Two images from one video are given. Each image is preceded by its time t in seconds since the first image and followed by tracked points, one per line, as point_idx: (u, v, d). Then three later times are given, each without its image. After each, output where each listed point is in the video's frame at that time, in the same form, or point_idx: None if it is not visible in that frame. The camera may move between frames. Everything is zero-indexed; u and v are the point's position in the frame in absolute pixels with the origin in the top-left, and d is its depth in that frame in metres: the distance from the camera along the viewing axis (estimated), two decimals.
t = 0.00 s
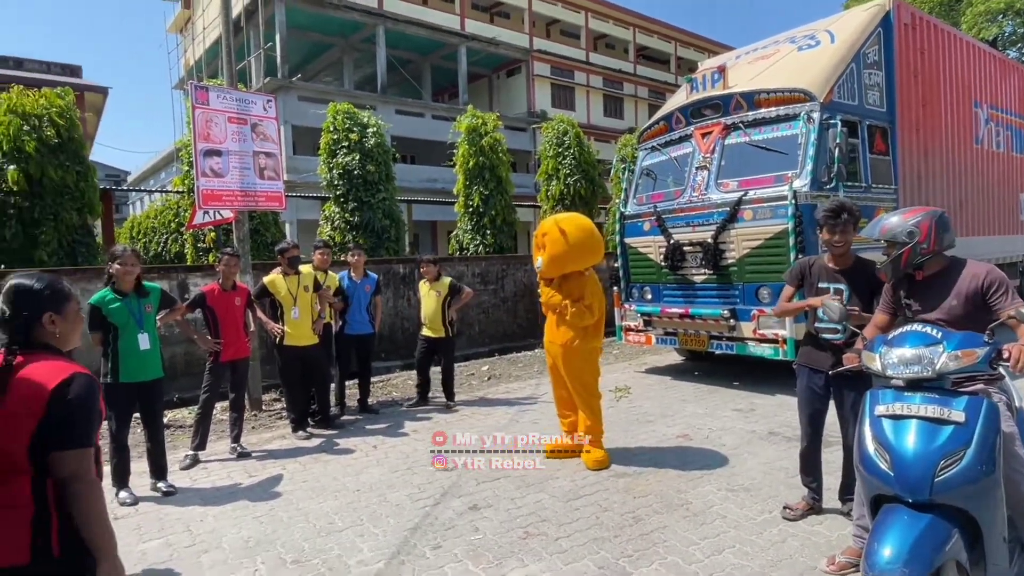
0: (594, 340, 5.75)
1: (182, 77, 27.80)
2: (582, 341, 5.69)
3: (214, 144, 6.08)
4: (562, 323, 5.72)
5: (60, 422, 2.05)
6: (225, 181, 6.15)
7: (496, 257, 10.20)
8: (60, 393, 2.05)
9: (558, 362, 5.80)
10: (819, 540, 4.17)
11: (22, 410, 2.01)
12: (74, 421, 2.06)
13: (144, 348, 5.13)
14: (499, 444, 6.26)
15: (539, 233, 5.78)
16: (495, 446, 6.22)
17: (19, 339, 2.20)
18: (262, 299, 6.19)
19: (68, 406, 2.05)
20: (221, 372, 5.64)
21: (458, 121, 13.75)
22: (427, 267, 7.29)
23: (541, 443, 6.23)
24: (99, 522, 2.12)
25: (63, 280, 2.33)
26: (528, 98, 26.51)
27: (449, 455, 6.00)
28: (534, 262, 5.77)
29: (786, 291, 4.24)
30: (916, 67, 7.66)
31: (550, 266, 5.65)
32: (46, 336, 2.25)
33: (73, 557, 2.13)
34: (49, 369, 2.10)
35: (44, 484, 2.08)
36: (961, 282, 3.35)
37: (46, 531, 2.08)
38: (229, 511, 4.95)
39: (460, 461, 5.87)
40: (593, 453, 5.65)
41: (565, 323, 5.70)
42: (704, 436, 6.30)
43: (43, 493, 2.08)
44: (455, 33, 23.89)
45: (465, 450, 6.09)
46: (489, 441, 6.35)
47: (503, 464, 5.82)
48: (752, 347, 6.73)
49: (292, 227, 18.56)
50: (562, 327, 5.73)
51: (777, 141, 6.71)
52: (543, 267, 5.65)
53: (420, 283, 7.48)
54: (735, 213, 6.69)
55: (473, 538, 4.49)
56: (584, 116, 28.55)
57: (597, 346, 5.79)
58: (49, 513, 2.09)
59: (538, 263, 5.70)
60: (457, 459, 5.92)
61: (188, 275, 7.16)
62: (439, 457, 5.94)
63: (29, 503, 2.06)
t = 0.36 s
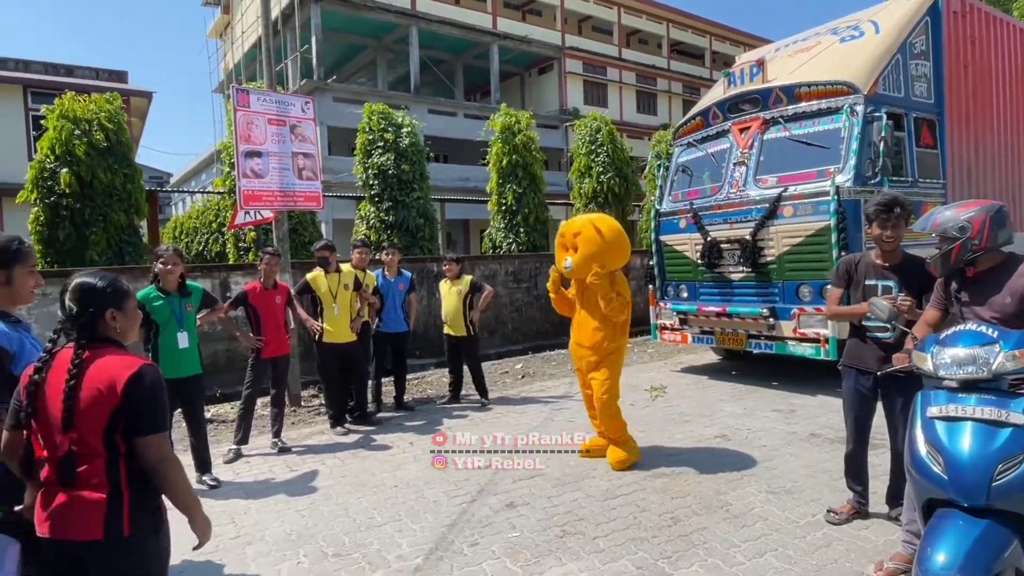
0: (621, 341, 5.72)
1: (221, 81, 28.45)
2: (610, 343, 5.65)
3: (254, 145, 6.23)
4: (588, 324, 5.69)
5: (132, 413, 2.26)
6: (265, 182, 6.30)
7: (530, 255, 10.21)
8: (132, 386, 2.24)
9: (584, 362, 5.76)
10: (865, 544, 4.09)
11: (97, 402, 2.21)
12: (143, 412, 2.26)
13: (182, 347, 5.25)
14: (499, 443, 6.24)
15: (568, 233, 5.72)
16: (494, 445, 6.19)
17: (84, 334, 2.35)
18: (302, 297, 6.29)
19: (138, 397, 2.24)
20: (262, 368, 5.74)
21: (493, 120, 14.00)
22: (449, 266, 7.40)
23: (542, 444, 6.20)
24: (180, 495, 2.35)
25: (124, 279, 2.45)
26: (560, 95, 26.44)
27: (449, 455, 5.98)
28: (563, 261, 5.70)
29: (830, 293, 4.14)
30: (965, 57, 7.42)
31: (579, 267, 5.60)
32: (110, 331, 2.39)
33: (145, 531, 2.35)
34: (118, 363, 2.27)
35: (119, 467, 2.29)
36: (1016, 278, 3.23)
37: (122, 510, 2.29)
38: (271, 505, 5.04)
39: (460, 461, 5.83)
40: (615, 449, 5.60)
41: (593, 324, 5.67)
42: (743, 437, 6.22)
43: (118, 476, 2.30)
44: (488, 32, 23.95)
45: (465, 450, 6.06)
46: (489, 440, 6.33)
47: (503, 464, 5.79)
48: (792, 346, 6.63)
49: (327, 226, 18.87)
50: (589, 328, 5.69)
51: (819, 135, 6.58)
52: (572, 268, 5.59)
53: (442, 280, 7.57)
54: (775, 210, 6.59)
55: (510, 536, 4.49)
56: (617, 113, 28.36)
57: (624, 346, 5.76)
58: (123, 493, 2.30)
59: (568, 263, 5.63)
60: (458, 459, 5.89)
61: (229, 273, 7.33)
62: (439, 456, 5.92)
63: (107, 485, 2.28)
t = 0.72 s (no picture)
0: (640, 347, 5.54)
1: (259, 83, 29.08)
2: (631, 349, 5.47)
3: (291, 146, 6.35)
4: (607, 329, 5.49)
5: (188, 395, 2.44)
6: (301, 182, 6.44)
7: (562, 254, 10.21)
8: (186, 370, 2.40)
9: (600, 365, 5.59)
10: (909, 549, 3.98)
11: (157, 388, 2.38)
12: (197, 394, 2.41)
13: (212, 346, 5.34)
14: (499, 444, 6.18)
15: (593, 233, 5.49)
16: (494, 445, 6.14)
17: (131, 325, 2.49)
18: (337, 295, 6.37)
19: (195, 380, 2.41)
20: (299, 364, 5.83)
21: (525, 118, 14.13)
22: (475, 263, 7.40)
23: (542, 444, 6.15)
24: (228, 479, 2.52)
25: (166, 272, 2.60)
26: (591, 92, 26.30)
27: (449, 455, 5.92)
28: (585, 260, 5.49)
29: (877, 295, 4.05)
30: (1015, 47, 7.17)
31: (605, 269, 5.38)
32: (154, 322, 2.53)
33: (214, 502, 2.56)
34: (168, 351, 2.42)
35: (183, 447, 2.48)
36: None
37: (191, 485, 2.48)
38: (308, 499, 5.10)
39: (461, 461, 5.78)
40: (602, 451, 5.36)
41: (613, 329, 5.47)
42: (781, 438, 6.12)
43: (183, 454, 2.49)
44: (518, 30, 23.92)
45: (465, 450, 6.00)
46: (489, 441, 6.27)
47: (503, 464, 5.74)
48: (832, 346, 6.49)
49: (361, 225, 19.11)
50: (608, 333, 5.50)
51: (861, 128, 6.43)
52: (597, 270, 5.37)
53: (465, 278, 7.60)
54: (813, 206, 6.46)
55: (543, 533, 4.48)
56: (649, 110, 28.11)
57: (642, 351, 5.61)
58: (190, 469, 2.50)
59: (592, 261, 5.41)
60: (457, 459, 5.84)
61: (267, 271, 7.49)
62: (440, 457, 5.87)
63: (174, 464, 2.47)
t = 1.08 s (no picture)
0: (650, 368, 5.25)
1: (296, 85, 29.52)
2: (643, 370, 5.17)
3: (327, 146, 6.47)
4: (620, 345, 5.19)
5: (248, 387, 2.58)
6: (338, 181, 6.55)
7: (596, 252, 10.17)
8: (249, 362, 2.56)
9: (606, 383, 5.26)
10: (960, 557, 3.85)
11: (220, 378, 2.52)
12: (259, 384, 2.56)
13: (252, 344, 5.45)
14: (499, 444, 6.13)
15: (613, 240, 5.24)
16: (495, 445, 6.10)
17: (193, 320, 2.63)
18: (374, 294, 6.44)
19: (257, 371, 2.56)
20: (336, 361, 5.90)
21: (556, 116, 14.07)
22: (507, 262, 7.41)
23: (541, 444, 6.10)
24: (320, 430, 2.76)
25: (224, 269, 2.75)
26: (624, 88, 26.09)
27: (449, 455, 5.88)
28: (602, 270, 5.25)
29: (927, 294, 3.93)
30: None
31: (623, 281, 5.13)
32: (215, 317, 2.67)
33: (270, 486, 2.68)
34: (230, 345, 2.57)
35: (241, 434, 2.61)
36: None
37: (248, 471, 2.61)
38: (345, 494, 5.14)
39: (461, 461, 5.73)
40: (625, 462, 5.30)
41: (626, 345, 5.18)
42: (822, 440, 5.98)
43: (240, 441, 2.62)
44: (550, 27, 23.82)
45: (465, 450, 5.96)
46: (490, 441, 6.22)
47: (503, 464, 5.69)
48: (875, 346, 6.33)
49: (394, 223, 19.27)
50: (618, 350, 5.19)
51: (906, 122, 6.25)
52: (614, 281, 5.13)
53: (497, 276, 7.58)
54: (856, 202, 6.34)
55: (579, 532, 4.45)
56: (683, 106, 27.80)
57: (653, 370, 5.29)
58: (247, 456, 2.63)
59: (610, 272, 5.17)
60: (457, 459, 5.79)
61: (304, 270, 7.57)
62: (440, 457, 5.83)
63: (232, 451, 2.60)
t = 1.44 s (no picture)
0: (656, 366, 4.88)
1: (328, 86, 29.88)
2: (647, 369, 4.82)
3: (359, 146, 6.55)
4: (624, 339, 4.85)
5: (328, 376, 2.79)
6: (369, 181, 6.61)
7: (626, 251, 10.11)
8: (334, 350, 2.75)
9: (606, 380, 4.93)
10: (1008, 566, 3.71)
11: (308, 367, 2.71)
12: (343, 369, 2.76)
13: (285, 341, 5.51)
14: (500, 444, 6.06)
15: (620, 230, 4.91)
16: (495, 446, 6.03)
17: (279, 314, 2.77)
18: (403, 292, 6.47)
19: (342, 362, 2.77)
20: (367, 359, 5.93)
21: (585, 113, 13.99)
22: (536, 261, 7.33)
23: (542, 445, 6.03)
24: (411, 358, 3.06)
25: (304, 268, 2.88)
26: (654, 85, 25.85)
27: (449, 455, 5.81)
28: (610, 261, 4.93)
29: (977, 291, 3.81)
30: None
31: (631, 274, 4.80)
32: (305, 310, 2.83)
33: (330, 475, 2.81)
34: (316, 336, 2.75)
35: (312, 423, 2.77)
36: None
37: (315, 458, 2.73)
38: (377, 489, 5.16)
39: (461, 461, 5.67)
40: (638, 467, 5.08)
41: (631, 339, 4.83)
42: (860, 443, 5.84)
43: (308, 429, 2.76)
44: (579, 25, 23.70)
45: (465, 450, 5.89)
46: (491, 441, 6.15)
47: (504, 464, 5.62)
48: (915, 347, 6.16)
49: (424, 222, 19.38)
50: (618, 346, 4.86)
51: (949, 116, 6.07)
52: (620, 274, 4.81)
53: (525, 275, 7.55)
54: (896, 199, 6.17)
55: (609, 531, 4.41)
56: (714, 102, 27.44)
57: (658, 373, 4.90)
58: (314, 443, 2.76)
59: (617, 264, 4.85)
60: (457, 459, 5.73)
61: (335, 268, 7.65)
62: (440, 457, 5.77)
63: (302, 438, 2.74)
